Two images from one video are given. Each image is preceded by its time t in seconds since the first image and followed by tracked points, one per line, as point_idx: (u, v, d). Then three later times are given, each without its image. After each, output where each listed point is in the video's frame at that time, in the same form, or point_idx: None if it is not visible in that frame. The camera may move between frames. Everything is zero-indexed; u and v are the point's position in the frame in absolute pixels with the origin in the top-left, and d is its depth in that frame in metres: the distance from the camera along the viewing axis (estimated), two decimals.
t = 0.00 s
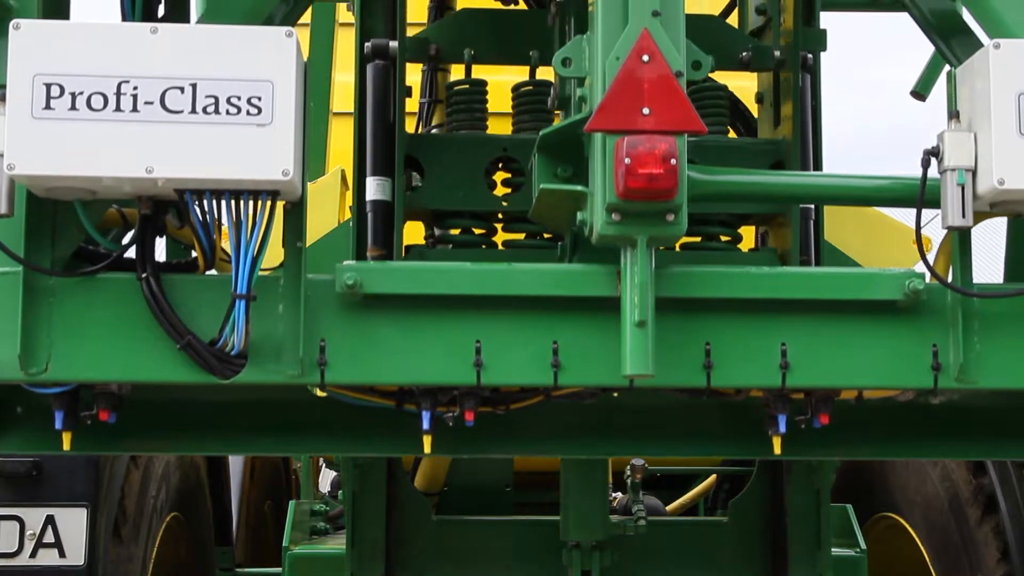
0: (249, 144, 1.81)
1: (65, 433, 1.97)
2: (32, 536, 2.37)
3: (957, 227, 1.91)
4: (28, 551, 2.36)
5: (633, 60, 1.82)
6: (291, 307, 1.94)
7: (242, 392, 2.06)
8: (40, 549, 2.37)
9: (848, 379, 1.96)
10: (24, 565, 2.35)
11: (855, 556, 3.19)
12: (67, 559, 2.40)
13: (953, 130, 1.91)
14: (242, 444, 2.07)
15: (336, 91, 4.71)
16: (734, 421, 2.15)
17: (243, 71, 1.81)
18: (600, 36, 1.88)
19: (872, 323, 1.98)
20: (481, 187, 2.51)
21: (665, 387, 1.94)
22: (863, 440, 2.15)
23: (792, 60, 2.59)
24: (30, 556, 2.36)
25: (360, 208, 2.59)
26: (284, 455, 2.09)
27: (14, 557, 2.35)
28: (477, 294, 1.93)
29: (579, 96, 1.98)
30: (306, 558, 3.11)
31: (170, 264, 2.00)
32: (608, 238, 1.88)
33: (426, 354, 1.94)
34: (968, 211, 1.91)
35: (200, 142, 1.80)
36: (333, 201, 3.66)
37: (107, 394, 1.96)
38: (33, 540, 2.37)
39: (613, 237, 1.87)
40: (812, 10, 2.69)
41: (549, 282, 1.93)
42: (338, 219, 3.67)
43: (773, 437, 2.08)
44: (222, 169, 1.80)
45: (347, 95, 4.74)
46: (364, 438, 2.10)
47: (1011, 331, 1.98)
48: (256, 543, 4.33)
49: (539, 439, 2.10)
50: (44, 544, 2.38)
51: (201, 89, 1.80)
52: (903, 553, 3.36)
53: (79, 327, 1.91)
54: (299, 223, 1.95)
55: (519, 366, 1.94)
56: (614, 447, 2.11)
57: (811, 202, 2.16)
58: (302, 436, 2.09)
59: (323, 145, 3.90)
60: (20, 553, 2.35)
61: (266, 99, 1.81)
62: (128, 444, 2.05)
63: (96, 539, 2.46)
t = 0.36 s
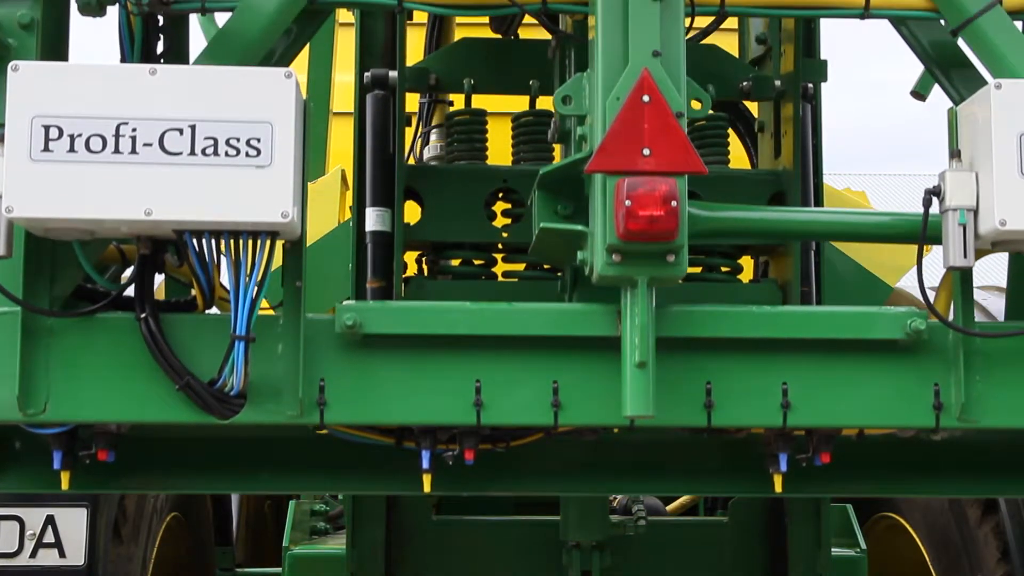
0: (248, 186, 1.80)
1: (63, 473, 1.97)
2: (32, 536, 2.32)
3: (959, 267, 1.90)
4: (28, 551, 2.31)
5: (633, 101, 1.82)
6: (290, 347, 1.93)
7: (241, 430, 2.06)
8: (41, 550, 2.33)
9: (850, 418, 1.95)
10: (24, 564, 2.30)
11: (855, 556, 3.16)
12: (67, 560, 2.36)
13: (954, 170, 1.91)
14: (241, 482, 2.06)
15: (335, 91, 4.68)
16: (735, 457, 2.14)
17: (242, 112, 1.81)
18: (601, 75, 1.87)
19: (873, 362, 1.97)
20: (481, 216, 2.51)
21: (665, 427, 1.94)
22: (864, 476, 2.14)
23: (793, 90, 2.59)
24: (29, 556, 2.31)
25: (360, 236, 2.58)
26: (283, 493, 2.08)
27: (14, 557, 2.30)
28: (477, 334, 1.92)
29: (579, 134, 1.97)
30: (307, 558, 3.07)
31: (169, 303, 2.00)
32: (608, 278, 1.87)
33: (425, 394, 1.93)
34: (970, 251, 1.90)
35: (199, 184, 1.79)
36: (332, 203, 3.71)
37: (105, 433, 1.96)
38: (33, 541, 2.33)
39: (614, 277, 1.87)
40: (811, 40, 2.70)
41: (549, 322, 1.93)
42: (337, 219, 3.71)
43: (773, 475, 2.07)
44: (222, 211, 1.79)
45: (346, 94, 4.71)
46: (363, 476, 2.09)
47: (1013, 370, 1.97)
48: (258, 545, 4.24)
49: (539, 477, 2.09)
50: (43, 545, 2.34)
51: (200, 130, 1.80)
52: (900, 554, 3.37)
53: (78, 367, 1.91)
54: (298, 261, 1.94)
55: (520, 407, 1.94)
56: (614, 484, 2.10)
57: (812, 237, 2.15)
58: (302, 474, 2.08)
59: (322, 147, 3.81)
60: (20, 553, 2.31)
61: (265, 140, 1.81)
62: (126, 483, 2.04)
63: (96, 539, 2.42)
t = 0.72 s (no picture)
0: (247, 230, 1.79)
1: (61, 513, 1.96)
2: (32, 538, 2.60)
3: (960, 308, 1.90)
4: (28, 551, 2.60)
5: (633, 143, 1.81)
6: (289, 388, 1.92)
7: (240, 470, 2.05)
8: (41, 550, 2.60)
9: (851, 459, 1.94)
10: (24, 564, 2.60)
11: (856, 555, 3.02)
12: (66, 560, 2.61)
13: (956, 211, 1.90)
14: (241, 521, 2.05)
15: (335, 91, 4.44)
16: (735, 495, 2.14)
17: (240, 155, 1.80)
18: (601, 116, 1.87)
19: (874, 403, 1.96)
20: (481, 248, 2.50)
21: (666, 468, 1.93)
22: (865, 514, 2.13)
23: (792, 121, 2.59)
24: (30, 556, 2.60)
25: (359, 266, 2.57)
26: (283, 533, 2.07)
27: (14, 557, 2.60)
28: (477, 376, 1.92)
29: (579, 174, 1.97)
30: (306, 558, 2.92)
31: (167, 343, 1.99)
32: (609, 320, 1.87)
33: (425, 435, 1.92)
34: (971, 292, 1.89)
35: (198, 228, 1.79)
36: (333, 202, 3.55)
37: (104, 474, 1.95)
38: (33, 542, 2.60)
39: (614, 319, 1.86)
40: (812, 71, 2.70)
41: (549, 364, 1.92)
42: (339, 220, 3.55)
43: (775, 514, 2.07)
44: (220, 255, 1.79)
45: (344, 95, 4.58)
46: (363, 515, 2.09)
47: (1014, 410, 1.97)
48: (259, 547, 4.11)
49: (539, 516, 2.09)
50: (43, 545, 2.61)
51: (199, 173, 1.79)
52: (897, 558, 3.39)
53: (76, 409, 1.90)
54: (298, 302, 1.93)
55: (520, 449, 1.93)
56: (615, 523, 2.09)
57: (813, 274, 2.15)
58: (301, 513, 2.07)
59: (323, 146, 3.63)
60: (20, 553, 2.60)
61: (264, 183, 1.80)
62: (125, 523, 2.03)
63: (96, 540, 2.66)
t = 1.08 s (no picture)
0: (246, 270, 1.79)
1: (60, 552, 1.95)
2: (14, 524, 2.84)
3: (961, 347, 1.89)
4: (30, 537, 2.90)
5: (633, 181, 1.81)
6: (288, 427, 1.92)
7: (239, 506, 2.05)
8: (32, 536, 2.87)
9: (852, 497, 1.94)
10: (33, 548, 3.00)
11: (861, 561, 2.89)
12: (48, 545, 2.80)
13: (957, 249, 1.90)
14: (240, 558, 2.05)
15: (336, 92, 4.43)
16: (736, 530, 2.13)
17: (239, 195, 1.80)
18: (601, 155, 1.86)
19: (875, 441, 1.96)
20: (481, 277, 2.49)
21: (666, 507, 1.92)
22: (866, 549, 2.13)
23: (794, 150, 2.58)
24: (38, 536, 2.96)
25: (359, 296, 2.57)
26: (281, 569, 2.07)
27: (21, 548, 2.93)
28: (476, 415, 1.91)
29: (579, 211, 1.96)
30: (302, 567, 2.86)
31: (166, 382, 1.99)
32: (609, 359, 1.86)
33: (423, 474, 1.92)
34: (973, 331, 1.88)
35: (197, 268, 1.78)
36: (331, 202, 3.68)
37: (102, 512, 1.94)
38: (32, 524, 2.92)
39: (614, 358, 1.85)
40: (813, 106, 2.71)
41: (548, 402, 1.91)
42: (337, 219, 3.68)
43: (775, 551, 2.06)
44: (218, 295, 1.78)
45: (345, 97, 4.57)
46: (362, 551, 2.08)
47: (1015, 447, 1.96)
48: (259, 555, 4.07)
49: (539, 552, 2.08)
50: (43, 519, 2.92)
51: (198, 214, 1.79)
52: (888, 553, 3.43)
53: (74, 448, 1.89)
54: (297, 340, 1.93)
55: (519, 487, 1.92)
56: (614, 559, 2.09)
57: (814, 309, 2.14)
58: (300, 550, 2.07)
59: (323, 149, 3.72)
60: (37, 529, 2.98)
61: (263, 223, 1.80)
62: (123, 560, 2.03)
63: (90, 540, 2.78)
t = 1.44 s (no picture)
0: (245, 316, 1.78)
1: None
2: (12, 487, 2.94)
3: (963, 390, 1.88)
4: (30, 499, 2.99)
5: (633, 225, 1.80)
6: (288, 469, 1.91)
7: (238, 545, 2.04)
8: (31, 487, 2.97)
9: (853, 540, 1.93)
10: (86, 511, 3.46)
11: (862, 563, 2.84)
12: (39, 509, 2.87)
13: (958, 292, 1.89)
14: None
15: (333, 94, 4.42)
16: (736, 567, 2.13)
17: (239, 239, 1.79)
18: (601, 197, 1.86)
19: (876, 482, 1.95)
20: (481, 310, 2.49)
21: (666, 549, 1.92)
22: None
23: (794, 182, 2.57)
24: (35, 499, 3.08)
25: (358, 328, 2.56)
26: None
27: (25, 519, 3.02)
28: (476, 458, 1.90)
29: (579, 253, 1.96)
30: None
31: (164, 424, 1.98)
32: (609, 403, 1.85)
33: (422, 516, 1.91)
34: (974, 374, 1.88)
35: (195, 313, 1.77)
36: (332, 200, 3.52)
37: (101, 555, 1.94)
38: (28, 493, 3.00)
39: (614, 402, 1.84)
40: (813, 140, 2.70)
41: (547, 444, 1.90)
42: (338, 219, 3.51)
43: None
44: (218, 341, 1.77)
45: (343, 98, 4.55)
46: None
47: (1017, 489, 1.95)
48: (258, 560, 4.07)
49: None
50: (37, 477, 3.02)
51: (196, 258, 1.78)
52: None
53: (72, 491, 1.88)
54: (296, 383, 1.92)
55: (519, 529, 1.91)
56: None
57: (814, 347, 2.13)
58: None
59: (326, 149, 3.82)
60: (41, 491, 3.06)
61: (262, 268, 1.79)
62: None
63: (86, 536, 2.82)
